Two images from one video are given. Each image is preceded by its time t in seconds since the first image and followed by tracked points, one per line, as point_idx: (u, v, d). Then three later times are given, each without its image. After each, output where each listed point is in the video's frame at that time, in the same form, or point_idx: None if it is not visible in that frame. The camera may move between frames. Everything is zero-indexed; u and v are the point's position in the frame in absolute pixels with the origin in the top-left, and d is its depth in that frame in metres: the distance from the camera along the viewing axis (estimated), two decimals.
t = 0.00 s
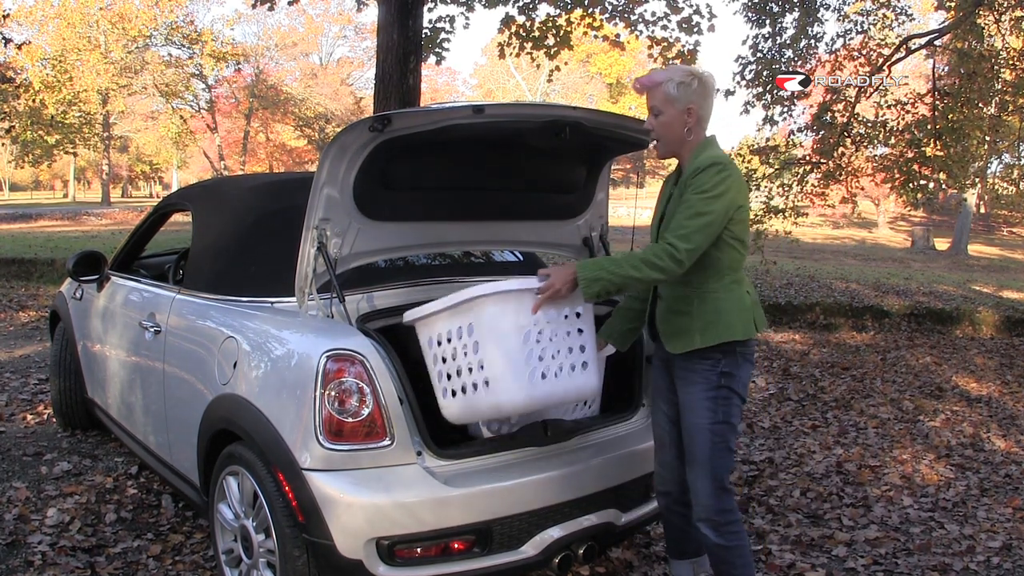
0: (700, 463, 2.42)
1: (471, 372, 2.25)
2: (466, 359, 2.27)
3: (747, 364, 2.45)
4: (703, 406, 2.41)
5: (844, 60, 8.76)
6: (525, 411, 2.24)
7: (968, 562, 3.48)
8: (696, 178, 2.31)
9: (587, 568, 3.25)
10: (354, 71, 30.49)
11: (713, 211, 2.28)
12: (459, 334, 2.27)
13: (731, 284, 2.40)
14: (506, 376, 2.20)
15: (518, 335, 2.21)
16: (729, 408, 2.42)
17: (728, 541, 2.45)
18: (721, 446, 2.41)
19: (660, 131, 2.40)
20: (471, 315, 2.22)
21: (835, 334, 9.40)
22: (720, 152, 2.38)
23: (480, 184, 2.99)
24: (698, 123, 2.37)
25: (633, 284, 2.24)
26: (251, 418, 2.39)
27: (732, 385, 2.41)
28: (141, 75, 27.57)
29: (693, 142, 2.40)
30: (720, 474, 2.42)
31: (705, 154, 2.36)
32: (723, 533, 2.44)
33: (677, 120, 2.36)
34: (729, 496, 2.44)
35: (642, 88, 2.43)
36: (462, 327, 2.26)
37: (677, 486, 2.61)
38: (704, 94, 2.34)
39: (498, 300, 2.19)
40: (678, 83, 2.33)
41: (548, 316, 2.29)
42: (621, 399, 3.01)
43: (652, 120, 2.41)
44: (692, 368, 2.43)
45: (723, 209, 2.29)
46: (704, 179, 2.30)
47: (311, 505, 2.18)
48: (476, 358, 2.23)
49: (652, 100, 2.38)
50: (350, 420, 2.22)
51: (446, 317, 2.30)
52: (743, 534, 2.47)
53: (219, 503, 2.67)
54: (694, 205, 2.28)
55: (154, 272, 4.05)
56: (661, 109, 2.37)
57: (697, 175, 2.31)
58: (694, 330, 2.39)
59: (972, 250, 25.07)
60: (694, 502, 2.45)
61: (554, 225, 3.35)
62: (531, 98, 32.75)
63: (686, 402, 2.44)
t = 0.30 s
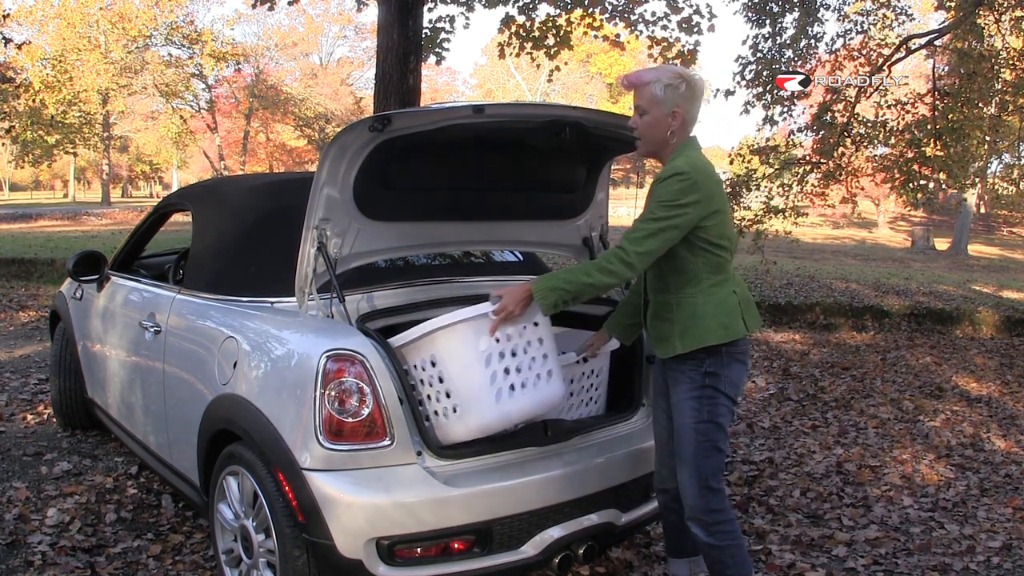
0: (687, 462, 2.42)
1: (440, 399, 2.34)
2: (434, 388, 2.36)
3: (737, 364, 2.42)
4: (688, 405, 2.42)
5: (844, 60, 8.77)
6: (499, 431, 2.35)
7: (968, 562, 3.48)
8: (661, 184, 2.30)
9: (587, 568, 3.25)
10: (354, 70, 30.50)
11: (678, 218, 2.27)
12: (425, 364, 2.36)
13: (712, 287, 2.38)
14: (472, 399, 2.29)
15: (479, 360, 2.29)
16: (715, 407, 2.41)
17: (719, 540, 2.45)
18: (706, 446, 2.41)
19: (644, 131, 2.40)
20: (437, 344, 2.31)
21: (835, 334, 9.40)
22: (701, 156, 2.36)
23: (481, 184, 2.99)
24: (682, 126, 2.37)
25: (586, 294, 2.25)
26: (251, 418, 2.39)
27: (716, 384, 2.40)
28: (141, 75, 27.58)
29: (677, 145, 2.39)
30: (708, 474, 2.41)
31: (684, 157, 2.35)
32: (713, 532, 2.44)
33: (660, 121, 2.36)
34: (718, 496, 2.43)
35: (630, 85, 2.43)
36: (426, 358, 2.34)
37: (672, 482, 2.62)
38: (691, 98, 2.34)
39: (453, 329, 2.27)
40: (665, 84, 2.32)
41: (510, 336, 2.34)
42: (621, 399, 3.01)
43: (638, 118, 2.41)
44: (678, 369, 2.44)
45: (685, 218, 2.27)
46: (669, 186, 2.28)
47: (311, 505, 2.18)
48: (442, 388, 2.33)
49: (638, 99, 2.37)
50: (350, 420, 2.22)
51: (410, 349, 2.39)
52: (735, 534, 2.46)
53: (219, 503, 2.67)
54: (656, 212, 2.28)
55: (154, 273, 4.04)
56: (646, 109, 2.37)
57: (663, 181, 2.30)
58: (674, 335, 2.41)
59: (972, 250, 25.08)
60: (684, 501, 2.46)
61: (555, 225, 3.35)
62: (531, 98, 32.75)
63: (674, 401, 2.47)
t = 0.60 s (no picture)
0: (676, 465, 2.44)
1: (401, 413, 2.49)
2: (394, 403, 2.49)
3: (726, 366, 2.40)
4: (677, 407, 2.44)
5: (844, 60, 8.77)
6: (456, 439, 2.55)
7: (968, 562, 3.48)
8: (621, 208, 2.28)
9: (587, 568, 3.25)
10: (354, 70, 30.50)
11: (638, 243, 2.26)
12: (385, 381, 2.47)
13: (691, 298, 2.36)
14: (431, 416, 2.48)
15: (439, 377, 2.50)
16: (702, 409, 2.40)
17: (713, 542, 2.46)
18: (693, 448, 2.41)
19: (623, 145, 2.40)
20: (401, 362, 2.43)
21: (835, 334, 9.39)
22: (672, 172, 2.33)
23: (481, 185, 2.99)
24: (662, 141, 2.37)
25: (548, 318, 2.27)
26: (251, 419, 2.39)
27: (701, 387, 2.39)
28: (141, 75, 27.58)
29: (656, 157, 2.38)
30: (697, 476, 2.41)
31: (654, 174, 2.33)
32: (706, 534, 2.45)
33: (637, 135, 2.36)
34: (708, 498, 2.43)
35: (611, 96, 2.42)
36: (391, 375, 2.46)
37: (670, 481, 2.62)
38: (673, 114, 2.34)
39: (420, 352, 2.44)
40: (646, 98, 2.31)
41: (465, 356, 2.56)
42: (621, 400, 3.01)
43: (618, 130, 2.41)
44: (677, 369, 2.44)
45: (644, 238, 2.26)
46: (629, 212, 2.26)
47: (311, 504, 2.18)
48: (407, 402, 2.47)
49: (619, 113, 2.36)
50: (350, 420, 2.22)
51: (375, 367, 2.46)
52: (731, 536, 2.46)
53: (219, 503, 2.67)
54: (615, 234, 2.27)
55: (154, 272, 4.04)
56: (625, 123, 2.36)
57: (625, 204, 2.28)
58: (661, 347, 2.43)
59: (973, 250, 25.08)
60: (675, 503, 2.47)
61: (555, 225, 3.35)
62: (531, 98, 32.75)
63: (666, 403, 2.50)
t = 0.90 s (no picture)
0: (683, 464, 2.44)
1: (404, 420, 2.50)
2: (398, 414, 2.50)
3: (734, 365, 2.41)
4: (685, 406, 2.43)
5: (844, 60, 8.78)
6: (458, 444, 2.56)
7: (968, 562, 3.48)
8: (620, 225, 2.25)
9: (587, 568, 3.25)
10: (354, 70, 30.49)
11: (640, 260, 2.24)
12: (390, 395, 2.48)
13: (697, 304, 2.36)
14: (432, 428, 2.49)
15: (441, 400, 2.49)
16: (709, 408, 2.40)
17: (719, 542, 2.45)
18: (701, 448, 2.41)
19: (617, 163, 2.38)
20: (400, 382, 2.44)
21: (835, 334, 9.39)
22: (669, 185, 2.32)
23: (481, 184, 2.99)
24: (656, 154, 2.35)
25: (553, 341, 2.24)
26: (251, 419, 2.39)
27: (709, 386, 2.39)
28: (141, 75, 27.58)
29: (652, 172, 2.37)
30: (703, 476, 2.42)
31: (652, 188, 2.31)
32: (713, 534, 2.44)
33: (631, 151, 2.34)
34: (715, 497, 2.43)
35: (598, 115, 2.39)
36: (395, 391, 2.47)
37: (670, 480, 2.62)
38: (662, 126, 2.32)
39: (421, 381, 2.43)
40: (634, 115, 2.29)
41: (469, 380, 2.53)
42: (621, 399, 3.01)
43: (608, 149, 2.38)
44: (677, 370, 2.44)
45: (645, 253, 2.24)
46: (629, 229, 2.23)
47: (311, 504, 2.18)
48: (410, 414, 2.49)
49: (609, 132, 2.34)
50: (351, 420, 2.22)
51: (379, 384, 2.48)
52: (736, 536, 2.45)
53: (219, 503, 2.67)
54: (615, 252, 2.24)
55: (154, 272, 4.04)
56: (617, 141, 2.34)
57: (624, 220, 2.25)
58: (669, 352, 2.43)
59: (973, 250, 25.06)
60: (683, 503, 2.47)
61: (555, 225, 3.36)
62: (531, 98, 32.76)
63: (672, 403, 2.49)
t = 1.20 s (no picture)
0: (688, 460, 2.45)
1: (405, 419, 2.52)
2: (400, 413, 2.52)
3: (740, 363, 2.45)
4: (696, 400, 2.42)
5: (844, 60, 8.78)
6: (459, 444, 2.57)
7: (968, 562, 3.48)
8: (680, 205, 2.19)
9: (587, 568, 3.25)
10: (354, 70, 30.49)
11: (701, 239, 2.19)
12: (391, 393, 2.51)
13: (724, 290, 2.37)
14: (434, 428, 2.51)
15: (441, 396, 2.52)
16: (720, 405, 2.43)
17: (716, 538, 2.44)
18: (707, 444, 2.44)
19: (653, 141, 2.28)
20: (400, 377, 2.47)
21: (835, 334, 9.39)
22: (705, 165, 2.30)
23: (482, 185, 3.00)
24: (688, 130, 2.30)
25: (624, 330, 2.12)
26: (251, 419, 2.39)
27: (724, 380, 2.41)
28: (141, 75, 27.58)
29: (688, 152, 2.32)
30: (705, 471, 2.45)
31: (695, 167, 2.28)
32: (710, 530, 2.44)
33: (673, 127, 2.25)
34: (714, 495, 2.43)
35: (628, 91, 2.27)
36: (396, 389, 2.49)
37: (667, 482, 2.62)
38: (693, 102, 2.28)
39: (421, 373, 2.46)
40: (673, 89, 2.22)
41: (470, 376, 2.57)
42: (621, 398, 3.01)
43: (642, 125, 2.27)
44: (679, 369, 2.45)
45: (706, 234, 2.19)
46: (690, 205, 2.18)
47: (312, 505, 2.18)
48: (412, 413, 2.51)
49: (646, 107, 2.23)
50: (350, 420, 2.22)
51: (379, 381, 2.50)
52: (733, 532, 2.44)
53: (219, 503, 2.67)
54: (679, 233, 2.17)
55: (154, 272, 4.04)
56: (656, 116, 2.24)
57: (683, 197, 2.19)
58: (689, 340, 2.38)
59: (973, 250, 25.04)
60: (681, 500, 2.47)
61: (555, 225, 3.36)
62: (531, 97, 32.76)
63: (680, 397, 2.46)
